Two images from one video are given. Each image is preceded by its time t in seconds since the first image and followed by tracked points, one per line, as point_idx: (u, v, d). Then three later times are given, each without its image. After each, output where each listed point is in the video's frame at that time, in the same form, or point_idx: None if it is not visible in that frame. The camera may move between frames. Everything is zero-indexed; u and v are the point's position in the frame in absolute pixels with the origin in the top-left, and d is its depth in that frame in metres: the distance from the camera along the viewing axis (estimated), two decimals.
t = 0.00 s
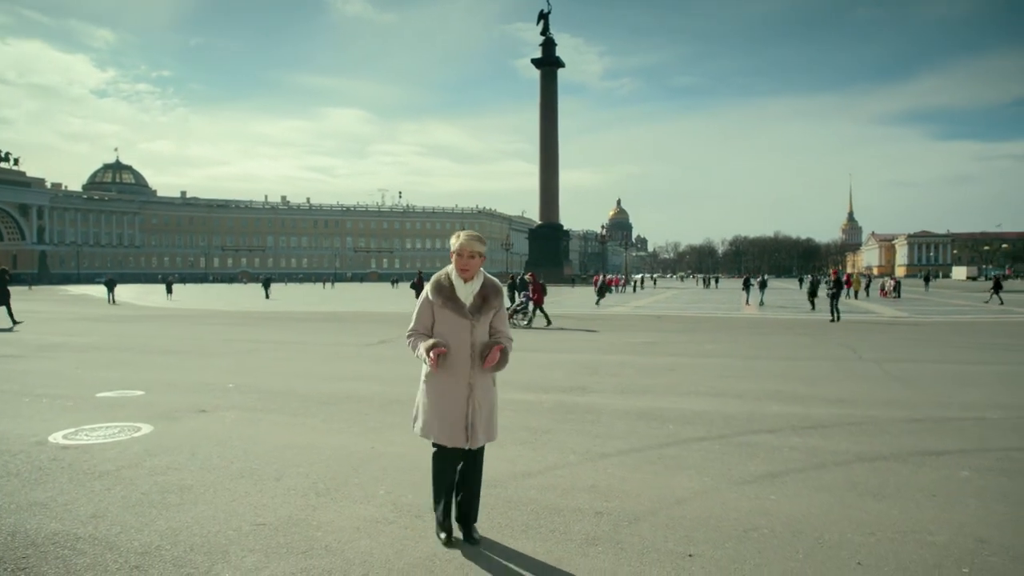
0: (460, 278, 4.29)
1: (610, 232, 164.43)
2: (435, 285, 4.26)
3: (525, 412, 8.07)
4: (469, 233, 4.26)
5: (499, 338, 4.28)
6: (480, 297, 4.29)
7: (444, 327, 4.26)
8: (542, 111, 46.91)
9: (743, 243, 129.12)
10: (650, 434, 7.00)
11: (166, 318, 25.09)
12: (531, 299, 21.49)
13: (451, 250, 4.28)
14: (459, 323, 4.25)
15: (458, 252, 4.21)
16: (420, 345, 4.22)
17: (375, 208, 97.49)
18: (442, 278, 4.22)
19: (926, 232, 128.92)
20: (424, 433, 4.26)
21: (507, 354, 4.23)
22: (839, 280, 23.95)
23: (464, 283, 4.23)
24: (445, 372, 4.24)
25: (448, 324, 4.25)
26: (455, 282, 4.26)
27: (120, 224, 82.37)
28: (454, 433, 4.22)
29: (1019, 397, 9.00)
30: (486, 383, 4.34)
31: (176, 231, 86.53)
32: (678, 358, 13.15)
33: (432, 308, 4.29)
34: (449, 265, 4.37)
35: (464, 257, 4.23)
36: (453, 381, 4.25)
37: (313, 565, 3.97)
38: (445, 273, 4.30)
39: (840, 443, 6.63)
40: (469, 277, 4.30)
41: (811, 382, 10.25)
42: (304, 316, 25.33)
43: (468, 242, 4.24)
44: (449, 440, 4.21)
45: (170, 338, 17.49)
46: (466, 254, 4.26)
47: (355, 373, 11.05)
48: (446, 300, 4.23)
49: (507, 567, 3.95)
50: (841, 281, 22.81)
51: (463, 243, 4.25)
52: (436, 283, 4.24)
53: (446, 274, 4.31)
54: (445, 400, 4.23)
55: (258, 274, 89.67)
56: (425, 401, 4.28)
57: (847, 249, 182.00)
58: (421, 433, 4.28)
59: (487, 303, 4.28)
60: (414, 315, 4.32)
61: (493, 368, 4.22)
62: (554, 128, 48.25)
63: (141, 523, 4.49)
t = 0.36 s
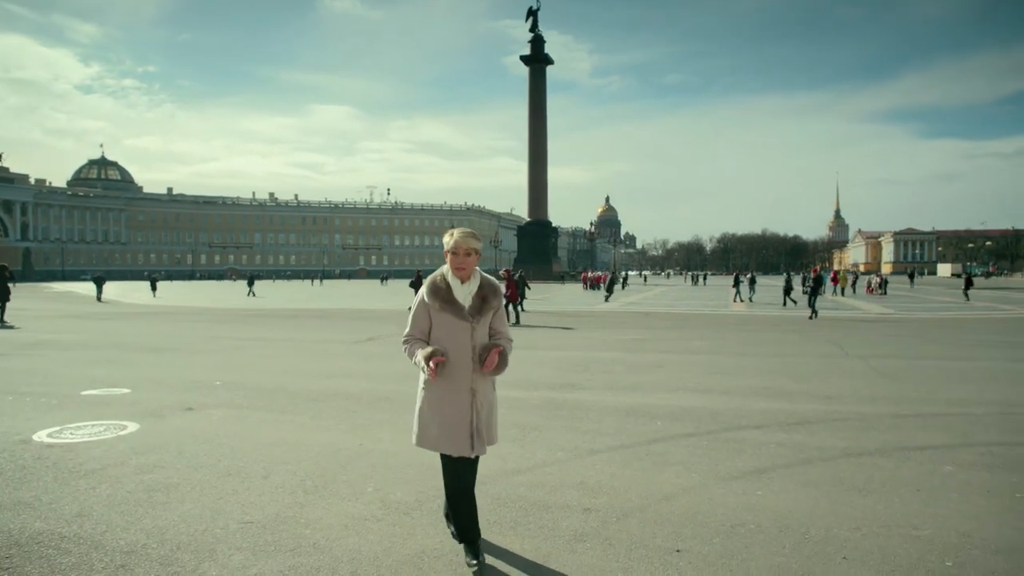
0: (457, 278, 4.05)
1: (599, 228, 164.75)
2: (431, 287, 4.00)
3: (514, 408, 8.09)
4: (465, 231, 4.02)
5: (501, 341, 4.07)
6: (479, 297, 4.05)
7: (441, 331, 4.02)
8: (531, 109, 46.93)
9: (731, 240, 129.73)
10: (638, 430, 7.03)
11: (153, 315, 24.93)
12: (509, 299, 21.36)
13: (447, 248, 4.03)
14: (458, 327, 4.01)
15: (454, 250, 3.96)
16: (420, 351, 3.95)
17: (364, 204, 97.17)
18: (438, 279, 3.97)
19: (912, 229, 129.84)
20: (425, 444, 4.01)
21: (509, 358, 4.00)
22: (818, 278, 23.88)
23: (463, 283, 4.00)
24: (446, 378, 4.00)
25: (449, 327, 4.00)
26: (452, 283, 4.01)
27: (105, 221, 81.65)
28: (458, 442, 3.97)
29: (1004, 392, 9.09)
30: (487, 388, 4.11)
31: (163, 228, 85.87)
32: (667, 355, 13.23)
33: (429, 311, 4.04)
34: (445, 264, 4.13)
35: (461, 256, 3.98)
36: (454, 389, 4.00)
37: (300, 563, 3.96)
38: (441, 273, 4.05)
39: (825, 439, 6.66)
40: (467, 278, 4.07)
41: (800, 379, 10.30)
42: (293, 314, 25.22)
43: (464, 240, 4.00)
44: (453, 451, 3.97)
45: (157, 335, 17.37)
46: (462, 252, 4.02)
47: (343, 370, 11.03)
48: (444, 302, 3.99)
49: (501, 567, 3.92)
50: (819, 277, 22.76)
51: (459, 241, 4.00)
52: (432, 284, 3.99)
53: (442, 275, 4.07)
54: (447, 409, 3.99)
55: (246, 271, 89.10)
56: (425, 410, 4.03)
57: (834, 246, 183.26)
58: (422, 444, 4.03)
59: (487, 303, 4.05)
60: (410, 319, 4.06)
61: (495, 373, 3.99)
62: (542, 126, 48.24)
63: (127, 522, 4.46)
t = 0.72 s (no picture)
0: (451, 274, 3.94)
1: (589, 226, 165.00)
2: (425, 286, 3.88)
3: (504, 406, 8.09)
4: (455, 225, 3.91)
5: (502, 335, 4.01)
6: (476, 293, 3.96)
7: (440, 330, 3.91)
8: (520, 106, 46.86)
9: (720, 237, 130.23)
10: (626, 427, 7.05)
11: (139, 313, 24.70)
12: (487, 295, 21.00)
13: (438, 245, 3.91)
14: (457, 326, 3.91)
15: (446, 245, 3.85)
16: (421, 354, 3.83)
17: (352, 201, 96.95)
18: (433, 278, 3.86)
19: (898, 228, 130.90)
20: (431, 450, 3.90)
21: (511, 354, 3.91)
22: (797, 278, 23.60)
23: (458, 280, 3.90)
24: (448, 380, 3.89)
25: (447, 326, 3.90)
26: (447, 280, 3.91)
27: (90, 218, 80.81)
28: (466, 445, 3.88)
29: (987, 388, 9.19)
30: (490, 386, 4.03)
31: (149, 225, 85.11)
32: (653, 351, 13.26)
33: (425, 311, 3.93)
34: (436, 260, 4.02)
35: (454, 252, 3.88)
36: (458, 390, 3.91)
37: (288, 562, 3.94)
38: (434, 270, 3.94)
39: (807, 434, 6.69)
40: (461, 273, 3.97)
41: (785, 376, 10.35)
42: (280, 311, 25.08)
43: (455, 235, 3.89)
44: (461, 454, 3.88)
45: (144, 332, 17.25)
46: (454, 246, 3.92)
47: (331, 368, 10.98)
48: (440, 301, 3.87)
49: (492, 566, 3.91)
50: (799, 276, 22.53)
51: (451, 237, 3.88)
52: (426, 283, 3.87)
53: (434, 272, 3.95)
54: (452, 411, 3.89)
55: (233, 269, 88.55)
56: (428, 414, 3.93)
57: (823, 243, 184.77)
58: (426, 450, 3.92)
59: (484, 299, 3.96)
60: (404, 321, 3.93)
61: (499, 370, 3.91)
62: (530, 124, 48.30)
63: (112, 521, 4.43)
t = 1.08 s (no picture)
0: (449, 271, 3.89)
1: (578, 224, 165.19)
2: (422, 281, 3.82)
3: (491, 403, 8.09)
4: (455, 219, 3.87)
5: (500, 335, 3.95)
6: (474, 291, 3.90)
7: (436, 329, 3.85)
8: (507, 104, 46.80)
9: (707, 235, 130.76)
10: (613, 423, 7.07)
11: (123, 311, 24.48)
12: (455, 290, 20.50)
13: (437, 239, 3.87)
14: (454, 324, 3.85)
15: (446, 239, 3.81)
16: (416, 352, 3.77)
17: (340, 198, 96.63)
18: (431, 273, 3.79)
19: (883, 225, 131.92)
20: (424, 452, 3.83)
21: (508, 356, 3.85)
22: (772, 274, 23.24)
23: (456, 277, 3.85)
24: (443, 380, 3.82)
25: (443, 324, 3.84)
26: (445, 276, 3.85)
27: (73, 215, 79.98)
28: (459, 449, 3.81)
29: (970, 384, 9.30)
30: (487, 389, 3.94)
31: (134, 222, 84.35)
32: (642, 348, 13.30)
33: (421, 307, 3.86)
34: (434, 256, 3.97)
35: (454, 245, 3.84)
36: (452, 390, 3.83)
37: (275, 560, 3.92)
38: (432, 265, 3.89)
39: (794, 430, 6.74)
40: (460, 270, 3.91)
41: (771, 372, 10.41)
42: (268, 309, 24.95)
43: (455, 229, 3.85)
44: (454, 459, 3.80)
45: (130, 330, 17.12)
46: (454, 241, 3.88)
47: (317, 365, 10.94)
48: (437, 297, 3.81)
49: (481, 564, 3.92)
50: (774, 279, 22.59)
51: (451, 230, 3.84)
52: (423, 279, 3.81)
53: (432, 267, 3.90)
54: (446, 413, 3.81)
55: (220, 266, 88.00)
56: (422, 414, 3.84)
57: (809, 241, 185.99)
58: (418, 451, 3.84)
59: (482, 297, 3.90)
60: (399, 317, 3.87)
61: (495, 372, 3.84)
62: (518, 122, 48.33)
63: (97, 521, 4.39)
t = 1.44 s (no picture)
0: (455, 269, 3.82)
1: (564, 221, 165.49)
2: (426, 280, 3.76)
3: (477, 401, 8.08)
4: (463, 216, 3.80)
5: (505, 339, 3.87)
6: (479, 291, 3.80)
7: (438, 330, 3.80)
8: (493, 102, 46.79)
9: (693, 232, 131.26)
10: (599, 420, 7.08)
11: (106, 309, 24.24)
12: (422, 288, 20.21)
13: (444, 237, 3.80)
14: (457, 326, 3.78)
15: (451, 236, 3.77)
16: (416, 352, 3.72)
17: (326, 195, 96.21)
18: (434, 273, 3.73)
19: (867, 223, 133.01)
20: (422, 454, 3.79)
21: (511, 363, 3.73)
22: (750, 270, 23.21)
23: (460, 276, 3.78)
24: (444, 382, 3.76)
25: (446, 326, 3.78)
26: (450, 276, 3.78)
27: (55, 211, 79.15)
28: (456, 454, 3.74)
29: (952, 380, 9.39)
30: (490, 395, 3.86)
31: (117, 220, 83.57)
32: (628, 345, 13.33)
33: (424, 307, 3.81)
34: (442, 254, 3.91)
35: (460, 242, 3.77)
36: (453, 394, 3.77)
37: (260, 559, 3.90)
38: (438, 265, 3.83)
39: (776, 427, 6.78)
40: (466, 269, 3.83)
41: (758, 368, 10.45)
42: (253, 306, 24.79)
43: (462, 227, 3.78)
44: (451, 463, 3.74)
45: (113, 328, 16.95)
46: (461, 239, 3.80)
47: (303, 363, 10.88)
48: (440, 296, 3.74)
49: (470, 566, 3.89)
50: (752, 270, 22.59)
51: (457, 228, 3.77)
52: (428, 278, 3.74)
53: (439, 265, 3.83)
54: (444, 416, 3.76)
55: (205, 264, 87.36)
56: (421, 417, 3.80)
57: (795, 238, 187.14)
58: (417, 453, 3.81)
59: (488, 298, 3.81)
60: (403, 316, 3.84)
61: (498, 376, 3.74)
62: (504, 120, 48.33)
63: (79, 521, 4.35)
